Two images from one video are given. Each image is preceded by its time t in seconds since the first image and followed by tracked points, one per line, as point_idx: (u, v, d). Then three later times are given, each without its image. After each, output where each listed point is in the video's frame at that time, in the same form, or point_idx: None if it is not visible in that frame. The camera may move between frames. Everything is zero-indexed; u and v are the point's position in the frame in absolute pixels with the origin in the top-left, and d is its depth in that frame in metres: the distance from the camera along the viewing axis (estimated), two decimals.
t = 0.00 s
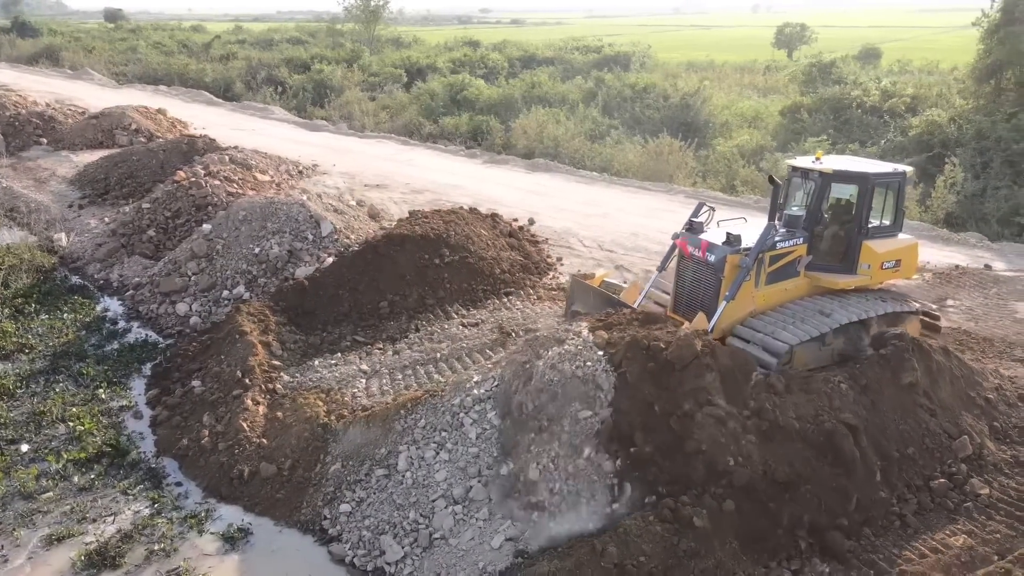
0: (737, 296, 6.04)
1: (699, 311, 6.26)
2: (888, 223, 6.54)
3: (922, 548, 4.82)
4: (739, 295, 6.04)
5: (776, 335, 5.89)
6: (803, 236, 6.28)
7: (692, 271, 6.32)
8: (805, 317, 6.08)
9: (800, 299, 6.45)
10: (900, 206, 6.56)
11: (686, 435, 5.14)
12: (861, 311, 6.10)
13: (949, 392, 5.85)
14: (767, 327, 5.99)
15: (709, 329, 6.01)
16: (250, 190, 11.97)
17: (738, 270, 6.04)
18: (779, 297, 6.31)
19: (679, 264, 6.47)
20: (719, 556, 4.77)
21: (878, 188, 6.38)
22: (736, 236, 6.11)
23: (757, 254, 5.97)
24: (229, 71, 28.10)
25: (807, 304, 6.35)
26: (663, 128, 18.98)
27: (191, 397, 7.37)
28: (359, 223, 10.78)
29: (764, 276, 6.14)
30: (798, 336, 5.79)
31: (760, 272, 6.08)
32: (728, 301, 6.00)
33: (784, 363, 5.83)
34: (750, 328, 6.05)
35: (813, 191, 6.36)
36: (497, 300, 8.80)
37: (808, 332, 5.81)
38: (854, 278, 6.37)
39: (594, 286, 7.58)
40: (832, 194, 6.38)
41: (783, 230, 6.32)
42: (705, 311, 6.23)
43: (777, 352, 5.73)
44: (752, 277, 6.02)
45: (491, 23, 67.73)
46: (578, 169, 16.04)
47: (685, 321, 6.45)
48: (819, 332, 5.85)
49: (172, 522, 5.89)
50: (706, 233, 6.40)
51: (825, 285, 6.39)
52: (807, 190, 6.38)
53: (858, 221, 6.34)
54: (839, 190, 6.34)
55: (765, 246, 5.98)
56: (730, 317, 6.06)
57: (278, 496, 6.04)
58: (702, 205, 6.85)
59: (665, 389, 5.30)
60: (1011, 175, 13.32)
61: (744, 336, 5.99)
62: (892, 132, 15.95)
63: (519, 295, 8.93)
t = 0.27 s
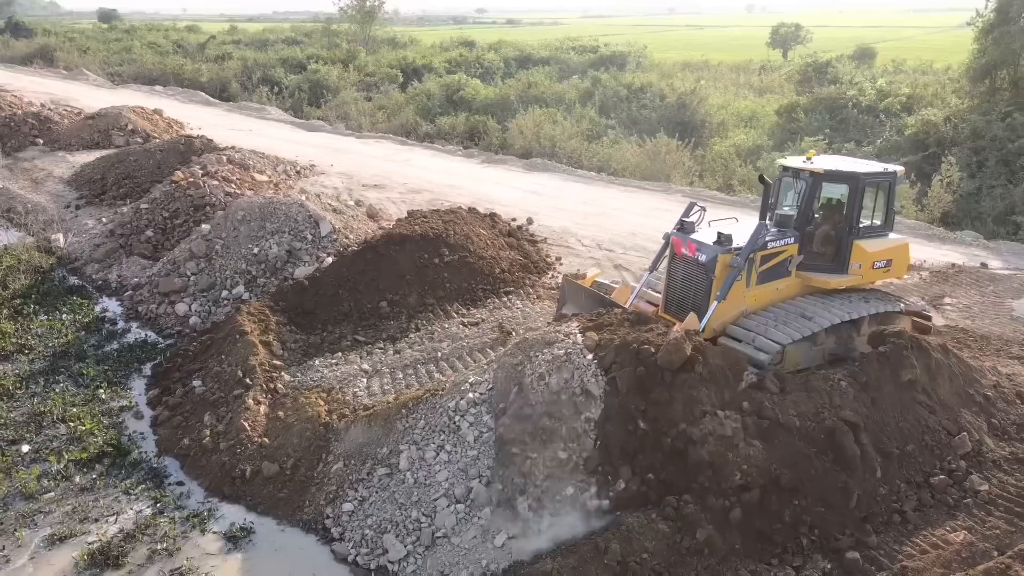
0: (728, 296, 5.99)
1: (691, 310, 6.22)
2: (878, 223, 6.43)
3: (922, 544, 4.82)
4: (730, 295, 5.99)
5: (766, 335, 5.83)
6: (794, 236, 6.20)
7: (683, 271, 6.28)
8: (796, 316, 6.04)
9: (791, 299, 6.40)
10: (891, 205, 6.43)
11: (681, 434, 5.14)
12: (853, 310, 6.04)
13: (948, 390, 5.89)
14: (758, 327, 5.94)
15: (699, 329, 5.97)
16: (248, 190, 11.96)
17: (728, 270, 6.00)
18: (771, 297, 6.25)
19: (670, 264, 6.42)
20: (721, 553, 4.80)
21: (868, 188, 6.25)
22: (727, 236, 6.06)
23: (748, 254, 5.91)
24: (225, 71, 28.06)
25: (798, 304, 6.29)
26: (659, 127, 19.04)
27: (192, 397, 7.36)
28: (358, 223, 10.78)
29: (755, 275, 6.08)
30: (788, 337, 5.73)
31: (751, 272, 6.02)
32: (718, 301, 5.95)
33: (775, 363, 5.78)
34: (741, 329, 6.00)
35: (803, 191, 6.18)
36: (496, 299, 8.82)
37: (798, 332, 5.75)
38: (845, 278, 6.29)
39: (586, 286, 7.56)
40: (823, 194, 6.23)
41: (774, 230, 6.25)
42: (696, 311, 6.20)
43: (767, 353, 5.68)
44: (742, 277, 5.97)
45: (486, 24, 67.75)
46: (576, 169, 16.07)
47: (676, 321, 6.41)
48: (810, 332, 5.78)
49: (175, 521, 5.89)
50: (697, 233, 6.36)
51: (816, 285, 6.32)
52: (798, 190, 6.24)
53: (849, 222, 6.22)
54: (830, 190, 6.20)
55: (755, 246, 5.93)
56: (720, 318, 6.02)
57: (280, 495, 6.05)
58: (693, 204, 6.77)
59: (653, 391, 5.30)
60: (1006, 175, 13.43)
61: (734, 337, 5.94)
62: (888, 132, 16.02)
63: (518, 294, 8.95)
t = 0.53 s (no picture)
0: (717, 296, 5.98)
1: (680, 311, 6.22)
2: (870, 224, 6.42)
3: (922, 542, 4.83)
4: (719, 296, 5.98)
5: (755, 336, 5.83)
6: (784, 236, 6.20)
7: (672, 271, 6.27)
8: (785, 317, 6.02)
9: (781, 300, 6.39)
10: (882, 206, 6.43)
11: (675, 435, 5.14)
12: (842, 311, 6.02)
13: (947, 388, 5.91)
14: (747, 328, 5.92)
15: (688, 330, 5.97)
16: (247, 190, 11.97)
17: (717, 270, 5.98)
18: (760, 297, 6.25)
19: (659, 264, 6.42)
20: (720, 552, 4.81)
21: (860, 188, 6.25)
22: (716, 236, 6.04)
23: (737, 254, 5.90)
24: (225, 71, 28.04)
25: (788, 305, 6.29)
26: (659, 127, 19.05)
27: (192, 396, 7.37)
28: (358, 222, 10.79)
29: (745, 275, 6.07)
30: (776, 338, 5.73)
31: (740, 272, 6.00)
32: (707, 301, 5.95)
33: (763, 365, 5.80)
34: (730, 330, 6.00)
35: (794, 191, 6.21)
36: (496, 299, 8.83)
37: (786, 334, 5.75)
38: (835, 279, 6.26)
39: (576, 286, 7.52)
40: (813, 194, 6.25)
41: (764, 230, 6.25)
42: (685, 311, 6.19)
43: (754, 356, 5.69)
44: (731, 277, 5.96)
45: (485, 24, 67.73)
46: (575, 168, 16.09)
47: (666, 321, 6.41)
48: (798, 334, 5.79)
49: (176, 520, 5.90)
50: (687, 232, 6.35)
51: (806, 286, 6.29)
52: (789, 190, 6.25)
53: (839, 222, 6.21)
54: (820, 190, 6.21)
55: (745, 245, 5.91)
56: (709, 318, 6.02)
57: (281, 494, 6.06)
58: (684, 204, 6.75)
59: (641, 397, 5.31)
60: (1005, 174, 13.47)
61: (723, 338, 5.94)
62: (887, 132, 16.05)
63: (518, 293, 8.96)
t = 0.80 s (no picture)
0: (706, 296, 5.94)
1: (669, 311, 6.16)
2: (860, 224, 6.44)
3: (918, 539, 4.83)
4: (709, 295, 5.94)
5: (744, 337, 5.81)
6: (774, 236, 6.17)
7: (661, 271, 6.21)
8: (775, 317, 6.01)
9: (771, 300, 6.35)
10: (873, 207, 6.46)
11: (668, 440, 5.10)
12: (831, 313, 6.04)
13: (944, 387, 5.93)
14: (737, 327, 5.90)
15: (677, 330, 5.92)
16: (245, 190, 11.96)
17: (707, 269, 5.93)
18: (750, 297, 6.21)
19: (649, 263, 6.34)
20: (718, 551, 4.82)
21: (851, 188, 6.27)
22: (706, 234, 5.98)
23: (726, 253, 5.85)
24: (222, 71, 28.00)
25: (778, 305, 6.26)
26: (657, 127, 19.08)
27: (191, 396, 7.37)
28: (356, 222, 10.79)
29: (734, 275, 6.03)
30: (766, 339, 5.71)
31: (730, 272, 5.97)
32: (696, 302, 5.90)
33: (752, 366, 5.79)
34: (719, 330, 5.96)
35: (785, 191, 6.21)
36: (495, 298, 8.83)
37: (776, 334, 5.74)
38: (826, 279, 6.27)
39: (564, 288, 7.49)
40: (805, 193, 6.26)
41: (754, 229, 6.21)
42: (674, 311, 6.13)
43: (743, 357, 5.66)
44: (720, 277, 5.92)
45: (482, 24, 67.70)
46: (573, 168, 16.11)
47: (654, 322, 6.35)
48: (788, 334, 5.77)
49: (175, 519, 5.90)
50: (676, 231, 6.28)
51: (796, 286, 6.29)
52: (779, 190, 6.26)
53: (829, 221, 6.24)
54: (811, 190, 6.23)
55: (734, 245, 5.87)
56: (698, 319, 5.98)
57: (280, 493, 6.06)
58: (673, 202, 6.70)
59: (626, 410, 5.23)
60: (1001, 174, 13.51)
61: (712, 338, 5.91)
62: (884, 131, 16.09)
63: (517, 293, 8.97)
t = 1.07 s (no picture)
0: (699, 296, 5.90)
1: (661, 311, 6.11)
2: (854, 224, 6.43)
3: (922, 538, 4.82)
4: (702, 295, 5.90)
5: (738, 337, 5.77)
6: (768, 235, 6.15)
7: (654, 270, 6.16)
8: (767, 318, 5.99)
9: (763, 300, 6.33)
10: (866, 207, 6.46)
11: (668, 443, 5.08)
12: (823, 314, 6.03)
13: (946, 385, 5.94)
14: (730, 328, 5.87)
15: (670, 331, 5.87)
16: (247, 190, 11.96)
17: (700, 269, 5.89)
18: (743, 297, 6.18)
19: (642, 263, 6.28)
20: (722, 549, 4.80)
21: (844, 188, 6.26)
22: (699, 234, 5.95)
23: (719, 252, 5.81)
24: (222, 71, 27.99)
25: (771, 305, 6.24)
26: (657, 127, 19.09)
27: (193, 395, 7.38)
28: (357, 222, 10.79)
29: (727, 275, 6.00)
30: (760, 339, 5.69)
31: (723, 272, 5.93)
32: (689, 301, 5.86)
33: (745, 367, 5.78)
34: (712, 330, 5.93)
35: (778, 190, 6.19)
36: (497, 297, 8.83)
37: (770, 335, 5.72)
38: (819, 279, 6.26)
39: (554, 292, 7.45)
40: (798, 193, 6.25)
41: (747, 228, 6.18)
42: (666, 311, 6.08)
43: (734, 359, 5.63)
44: (713, 276, 5.88)
45: (481, 24, 67.67)
46: (574, 168, 16.11)
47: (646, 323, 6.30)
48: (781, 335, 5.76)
49: (178, 518, 5.90)
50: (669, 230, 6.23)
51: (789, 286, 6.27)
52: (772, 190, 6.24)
53: (823, 221, 6.22)
54: (805, 190, 6.21)
55: (727, 244, 5.83)
56: (691, 319, 5.94)
57: (284, 492, 6.07)
58: (664, 201, 6.65)
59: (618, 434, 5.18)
60: (1002, 174, 13.53)
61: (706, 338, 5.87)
62: (885, 131, 16.10)
63: (518, 292, 8.97)
